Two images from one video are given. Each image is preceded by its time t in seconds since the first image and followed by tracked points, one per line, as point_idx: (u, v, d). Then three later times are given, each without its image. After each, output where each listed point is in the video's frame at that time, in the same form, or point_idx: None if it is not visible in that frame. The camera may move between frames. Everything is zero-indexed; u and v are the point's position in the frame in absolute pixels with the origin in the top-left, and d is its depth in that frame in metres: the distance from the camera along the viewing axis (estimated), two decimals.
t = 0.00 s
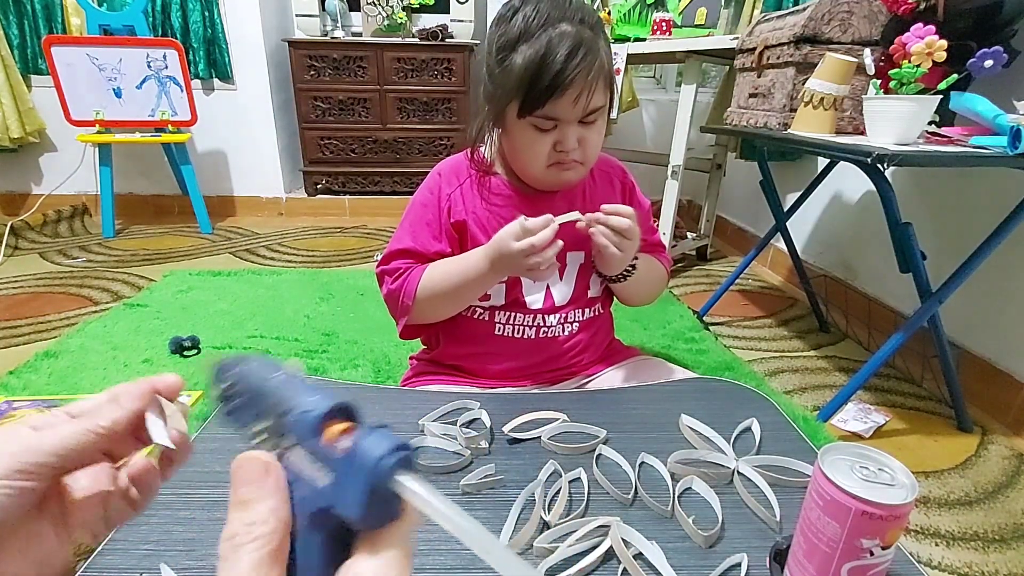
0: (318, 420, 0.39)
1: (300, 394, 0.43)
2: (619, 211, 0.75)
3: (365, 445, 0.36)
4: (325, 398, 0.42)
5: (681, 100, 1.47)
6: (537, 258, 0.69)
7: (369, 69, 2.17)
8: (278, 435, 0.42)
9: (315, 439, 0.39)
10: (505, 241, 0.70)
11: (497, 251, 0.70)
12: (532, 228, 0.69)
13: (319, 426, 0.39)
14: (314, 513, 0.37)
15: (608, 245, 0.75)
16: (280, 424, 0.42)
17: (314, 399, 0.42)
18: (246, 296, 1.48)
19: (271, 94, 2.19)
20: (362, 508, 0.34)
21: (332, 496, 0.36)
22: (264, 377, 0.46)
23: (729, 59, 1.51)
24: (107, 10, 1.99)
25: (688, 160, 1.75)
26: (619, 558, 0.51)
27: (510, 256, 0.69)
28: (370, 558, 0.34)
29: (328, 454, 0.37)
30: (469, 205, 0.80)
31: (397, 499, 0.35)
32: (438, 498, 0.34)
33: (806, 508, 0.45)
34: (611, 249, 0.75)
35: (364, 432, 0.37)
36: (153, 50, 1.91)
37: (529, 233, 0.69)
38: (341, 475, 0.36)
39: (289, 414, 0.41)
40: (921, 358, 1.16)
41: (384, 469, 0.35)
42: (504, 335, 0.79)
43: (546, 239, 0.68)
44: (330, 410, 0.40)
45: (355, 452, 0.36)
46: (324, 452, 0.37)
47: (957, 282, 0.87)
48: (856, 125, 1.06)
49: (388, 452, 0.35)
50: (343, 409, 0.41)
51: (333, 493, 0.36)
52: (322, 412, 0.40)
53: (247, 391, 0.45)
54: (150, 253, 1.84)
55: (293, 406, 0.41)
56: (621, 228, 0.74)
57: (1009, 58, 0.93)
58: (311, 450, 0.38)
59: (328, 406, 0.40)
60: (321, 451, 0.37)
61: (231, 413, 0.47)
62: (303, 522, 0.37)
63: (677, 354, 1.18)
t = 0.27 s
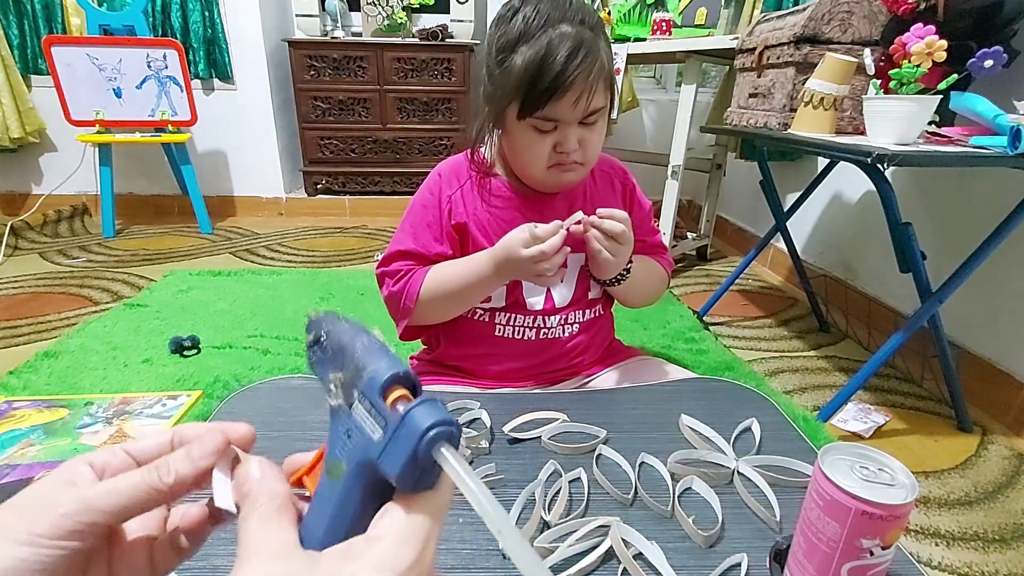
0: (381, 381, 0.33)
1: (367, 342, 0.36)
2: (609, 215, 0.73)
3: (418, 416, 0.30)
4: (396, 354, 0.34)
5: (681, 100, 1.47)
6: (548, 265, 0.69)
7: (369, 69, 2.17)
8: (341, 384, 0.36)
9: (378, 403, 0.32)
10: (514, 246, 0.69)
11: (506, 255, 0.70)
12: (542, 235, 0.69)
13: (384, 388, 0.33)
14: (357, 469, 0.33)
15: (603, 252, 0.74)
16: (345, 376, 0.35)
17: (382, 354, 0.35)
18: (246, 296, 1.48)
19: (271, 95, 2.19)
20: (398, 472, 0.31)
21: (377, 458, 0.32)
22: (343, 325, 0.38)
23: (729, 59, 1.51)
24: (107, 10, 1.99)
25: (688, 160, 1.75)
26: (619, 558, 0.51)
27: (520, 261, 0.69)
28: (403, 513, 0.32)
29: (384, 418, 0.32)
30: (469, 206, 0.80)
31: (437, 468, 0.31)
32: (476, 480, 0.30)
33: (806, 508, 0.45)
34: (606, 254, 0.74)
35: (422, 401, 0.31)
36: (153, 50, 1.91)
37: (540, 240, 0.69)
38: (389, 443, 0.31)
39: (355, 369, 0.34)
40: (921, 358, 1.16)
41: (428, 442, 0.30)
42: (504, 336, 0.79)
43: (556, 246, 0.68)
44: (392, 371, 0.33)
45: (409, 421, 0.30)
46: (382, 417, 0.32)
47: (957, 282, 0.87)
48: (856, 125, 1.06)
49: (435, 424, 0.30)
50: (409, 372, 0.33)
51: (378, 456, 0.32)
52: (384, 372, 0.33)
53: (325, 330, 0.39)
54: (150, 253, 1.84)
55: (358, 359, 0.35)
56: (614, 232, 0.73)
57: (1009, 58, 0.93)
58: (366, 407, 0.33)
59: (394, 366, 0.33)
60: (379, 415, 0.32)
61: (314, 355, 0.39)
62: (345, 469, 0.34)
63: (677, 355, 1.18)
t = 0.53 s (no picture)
0: (369, 370, 0.33)
1: (355, 332, 0.36)
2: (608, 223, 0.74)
3: (405, 403, 0.30)
4: (385, 345, 0.35)
5: (681, 100, 1.47)
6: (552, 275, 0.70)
7: (369, 69, 2.17)
8: (331, 375, 0.36)
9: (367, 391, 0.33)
10: (519, 253, 0.70)
11: (510, 262, 0.70)
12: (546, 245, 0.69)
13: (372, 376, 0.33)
14: (347, 461, 0.33)
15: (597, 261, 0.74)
16: (334, 366, 0.36)
17: (370, 343, 0.35)
18: (246, 296, 1.48)
19: (271, 95, 2.19)
20: (386, 463, 0.30)
21: (365, 448, 0.31)
22: (333, 314, 0.39)
23: (729, 59, 1.51)
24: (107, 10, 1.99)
25: (688, 160, 1.75)
26: (619, 558, 0.51)
27: (524, 269, 0.70)
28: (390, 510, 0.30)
29: (372, 406, 0.32)
30: (470, 208, 0.80)
31: (425, 459, 0.30)
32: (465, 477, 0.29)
33: (806, 508, 0.45)
34: (599, 260, 0.74)
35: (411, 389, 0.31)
36: (153, 50, 1.91)
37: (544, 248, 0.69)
38: (377, 433, 0.31)
39: (345, 359, 0.35)
40: (921, 358, 1.16)
41: (415, 431, 0.29)
42: (505, 337, 0.79)
43: (559, 253, 0.69)
44: (382, 360, 0.34)
45: (396, 409, 0.30)
46: (371, 406, 0.32)
47: (958, 282, 0.87)
48: (856, 125, 1.06)
49: (423, 413, 0.30)
50: (398, 361, 0.34)
51: (367, 446, 0.31)
52: (374, 361, 0.34)
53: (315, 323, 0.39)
54: (150, 253, 1.84)
55: (346, 349, 0.35)
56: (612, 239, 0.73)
57: (1009, 58, 0.92)
58: (356, 396, 0.33)
59: (383, 356, 0.34)
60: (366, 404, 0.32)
61: (306, 350, 0.40)
62: (338, 459, 0.33)
63: (678, 355, 1.18)
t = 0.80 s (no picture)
0: (265, 440, 0.35)
1: (263, 403, 0.39)
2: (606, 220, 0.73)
3: (295, 475, 0.31)
4: (282, 412, 0.37)
5: (681, 100, 1.47)
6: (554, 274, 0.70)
7: (369, 69, 2.17)
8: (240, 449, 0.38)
9: (262, 464, 0.34)
10: (518, 253, 0.70)
11: (509, 262, 0.70)
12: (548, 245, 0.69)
13: (266, 448, 0.35)
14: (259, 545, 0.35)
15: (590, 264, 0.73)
16: (240, 444, 0.37)
17: (270, 415, 0.37)
18: (246, 296, 1.48)
19: (271, 95, 2.19)
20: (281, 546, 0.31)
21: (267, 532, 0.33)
22: (250, 386, 0.42)
23: (729, 59, 1.51)
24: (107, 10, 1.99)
25: (688, 160, 1.75)
26: (619, 558, 0.51)
27: (524, 269, 0.70)
28: None
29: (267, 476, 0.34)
30: (472, 207, 0.80)
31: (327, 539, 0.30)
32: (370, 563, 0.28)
33: (806, 508, 0.45)
34: (596, 263, 0.73)
35: (306, 461, 0.33)
36: (153, 50, 1.91)
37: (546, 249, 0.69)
38: (271, 505, 0.32)
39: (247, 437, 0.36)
40: (921, 358, 1.16)
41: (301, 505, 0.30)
42: (505, 336, 0.79)
43: (560, 255, 0.69)
44: (279, 428, 0.35)
45: (287, 480, 0.32)
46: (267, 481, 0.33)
47: (958, 281, 0.87)
48: (856, 125, 1.06)
49: (313, 484, 0.31)
50: (294, 428, 0.36)
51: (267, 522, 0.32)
52: (267, 435, 0.35)
53: (233, 398, 0.42)
54: (150, 253, 1.84)
55: (251, 418, 0.38)
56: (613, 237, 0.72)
57: (1009, 58, 0.92)
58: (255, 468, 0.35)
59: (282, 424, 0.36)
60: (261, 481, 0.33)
61: (224, 433, 0.43)
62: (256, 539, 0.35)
63: (678, 355, 1.18)
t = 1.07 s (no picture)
0: (255, 450, 0.33)
1: (252, 411, 0.37)
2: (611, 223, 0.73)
3: (279, 480, 0.31)
4: (272, 421, 0.35)
5: (681, 100, 1.47)
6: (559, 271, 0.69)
7: (369, 69, 2.17)
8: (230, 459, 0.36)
9: (251, 475, 0.33)
10: (523, 250, 0.70)
11: (514, 258, 0.70)
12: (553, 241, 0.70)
13: (257, 458, 0.33)
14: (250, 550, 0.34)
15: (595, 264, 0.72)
16: (227, 445, 0.37)
17: (259, 423, 0.35)
18: (246, 296, 1.48)
19: (271, 95, 2.19)
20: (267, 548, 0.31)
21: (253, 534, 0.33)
22: (244, 395, 0.39)
23: (729, 59, 1.51)
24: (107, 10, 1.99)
25: (688, 160, 1.75)
26: (619, 558, 0.51)
27: (530, 266, 0.70)
28: None
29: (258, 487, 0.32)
30: (473, 206, 0.80)
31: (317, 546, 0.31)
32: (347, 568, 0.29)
33: (806, 508, 0.45)
34: (599, 263, 0.72)
35: (288, 464, 0.32)
36: (153, 50, 1.91)
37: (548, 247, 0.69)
38: (259, 514, 0.31)
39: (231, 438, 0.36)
40: (921, 358, 1.16)
41: (285, 508, 0.30)
42: (506, 334, 0.79)
43: (562, 253, 0.69)
44: (269, 437, 0.34)
45: (273, 487, 0.31)
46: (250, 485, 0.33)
47: (958, 281, 0.87)
48: (856, 125, 1.06)
49: (297, 487, 0.31)
50: (285, 436, 0.34)
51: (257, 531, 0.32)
52: (251, 436, 0.34)
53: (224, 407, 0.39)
54: (150, 253, 1.84)
55: (240, 428, 0.36)
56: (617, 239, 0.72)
57: (1009, 58, 0.92)
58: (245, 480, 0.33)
59: (271, 433, 0.34)
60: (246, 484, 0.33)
61: (218, 445, 0.40)
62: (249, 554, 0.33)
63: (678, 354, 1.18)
